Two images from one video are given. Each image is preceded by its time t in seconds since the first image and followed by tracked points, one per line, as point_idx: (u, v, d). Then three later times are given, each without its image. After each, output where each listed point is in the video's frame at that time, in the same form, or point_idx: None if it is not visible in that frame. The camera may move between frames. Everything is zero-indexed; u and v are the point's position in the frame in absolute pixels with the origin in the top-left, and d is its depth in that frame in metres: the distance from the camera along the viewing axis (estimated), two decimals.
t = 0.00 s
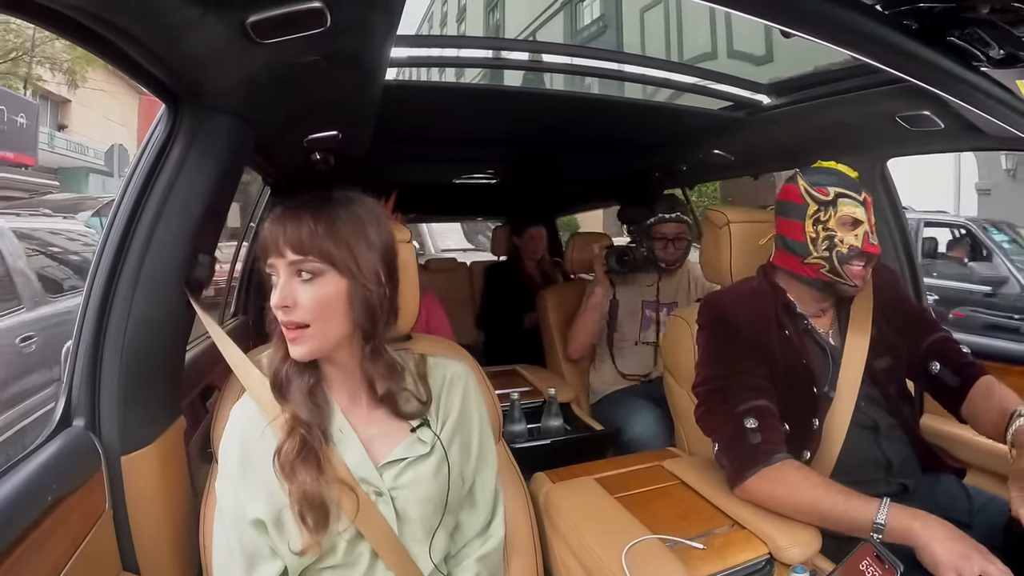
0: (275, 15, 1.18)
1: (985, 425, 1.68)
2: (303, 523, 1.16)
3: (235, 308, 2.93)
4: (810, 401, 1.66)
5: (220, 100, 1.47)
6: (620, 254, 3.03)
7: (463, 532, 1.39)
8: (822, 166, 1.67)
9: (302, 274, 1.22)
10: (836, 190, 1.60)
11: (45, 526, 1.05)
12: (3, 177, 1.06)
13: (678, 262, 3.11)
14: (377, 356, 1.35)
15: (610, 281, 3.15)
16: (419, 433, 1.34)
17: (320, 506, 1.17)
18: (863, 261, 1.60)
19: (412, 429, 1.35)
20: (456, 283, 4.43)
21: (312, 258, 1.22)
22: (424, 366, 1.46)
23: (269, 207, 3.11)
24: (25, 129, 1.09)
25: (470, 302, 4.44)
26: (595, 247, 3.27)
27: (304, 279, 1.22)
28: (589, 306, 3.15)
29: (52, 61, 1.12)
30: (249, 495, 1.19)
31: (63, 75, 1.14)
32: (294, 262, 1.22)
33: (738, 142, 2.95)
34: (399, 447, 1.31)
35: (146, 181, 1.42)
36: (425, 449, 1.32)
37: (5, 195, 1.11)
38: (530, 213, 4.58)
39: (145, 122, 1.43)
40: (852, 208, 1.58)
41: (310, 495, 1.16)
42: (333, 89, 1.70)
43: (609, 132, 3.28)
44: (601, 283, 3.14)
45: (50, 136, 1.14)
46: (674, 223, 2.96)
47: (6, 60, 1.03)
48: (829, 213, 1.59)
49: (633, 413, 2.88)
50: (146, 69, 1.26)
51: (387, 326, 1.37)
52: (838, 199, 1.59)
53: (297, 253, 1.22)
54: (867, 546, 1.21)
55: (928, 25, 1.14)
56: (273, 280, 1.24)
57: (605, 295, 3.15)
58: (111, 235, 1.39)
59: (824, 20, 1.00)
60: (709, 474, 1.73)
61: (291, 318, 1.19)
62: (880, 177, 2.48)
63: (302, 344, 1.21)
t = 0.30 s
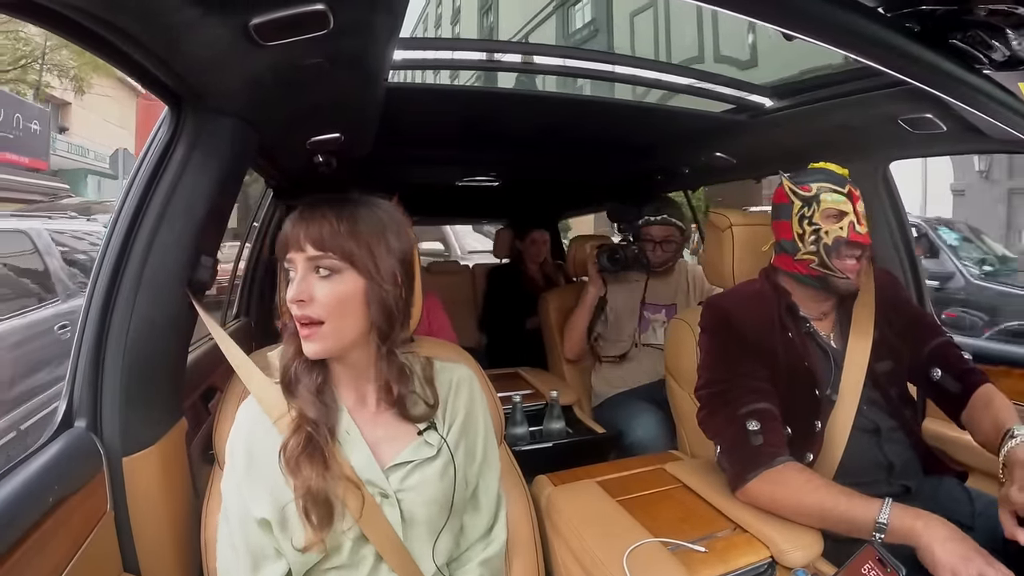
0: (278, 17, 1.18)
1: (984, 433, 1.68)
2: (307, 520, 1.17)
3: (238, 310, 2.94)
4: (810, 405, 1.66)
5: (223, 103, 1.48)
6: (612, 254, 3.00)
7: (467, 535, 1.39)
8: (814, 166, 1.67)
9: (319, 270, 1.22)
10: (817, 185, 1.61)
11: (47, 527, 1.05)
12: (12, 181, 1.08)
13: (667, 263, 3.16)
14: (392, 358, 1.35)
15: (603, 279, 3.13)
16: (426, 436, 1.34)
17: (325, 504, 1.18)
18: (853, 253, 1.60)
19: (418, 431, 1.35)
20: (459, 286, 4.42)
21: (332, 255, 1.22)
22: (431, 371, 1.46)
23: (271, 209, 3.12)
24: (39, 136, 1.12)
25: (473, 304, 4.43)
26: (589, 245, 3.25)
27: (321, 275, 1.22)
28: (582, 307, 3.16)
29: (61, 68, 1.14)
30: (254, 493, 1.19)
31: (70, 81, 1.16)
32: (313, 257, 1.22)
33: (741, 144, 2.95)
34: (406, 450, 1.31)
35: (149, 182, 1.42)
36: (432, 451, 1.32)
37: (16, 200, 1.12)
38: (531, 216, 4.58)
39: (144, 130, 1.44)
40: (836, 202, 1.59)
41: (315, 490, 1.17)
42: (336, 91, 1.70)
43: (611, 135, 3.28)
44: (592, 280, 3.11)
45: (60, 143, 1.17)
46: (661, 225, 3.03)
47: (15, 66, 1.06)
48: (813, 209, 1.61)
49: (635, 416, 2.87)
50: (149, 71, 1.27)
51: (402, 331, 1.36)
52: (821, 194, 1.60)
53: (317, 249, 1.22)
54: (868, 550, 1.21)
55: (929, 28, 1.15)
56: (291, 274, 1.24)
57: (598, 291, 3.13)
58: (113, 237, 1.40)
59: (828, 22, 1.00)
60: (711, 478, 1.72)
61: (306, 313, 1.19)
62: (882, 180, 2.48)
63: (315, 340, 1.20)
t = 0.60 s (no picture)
0: (280, 22, 1.19)
1: (982, 445, 1.66)
2: (318, 534, 1.16)
3: (242, 315, 2.95)
4: (813, 404, 1.65)
5: (226, 109, 1.49)
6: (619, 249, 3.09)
7: (473, 543, 1.39)
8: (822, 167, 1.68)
9: (337, 286, 1.22)
10: (812, 184, 1.63)
11: (51, 533, 1.06)
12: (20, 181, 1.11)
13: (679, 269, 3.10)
14: (407, 371, 1.36)
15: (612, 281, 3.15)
16: (435, 447, 1.34)
17: (336, 519, 1.17)
18: (844, 251, 1.60)
19: (427, 442, 1.35)
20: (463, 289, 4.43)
21: (350, 270, 1.22)
22: (439, 377, 1.45)
23: (275, 214, 3.13)
24: (53, 139, 1.17)
25: (477, 308, 4.42)
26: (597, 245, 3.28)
27: (339, 291, 1.22)
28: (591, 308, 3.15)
29: (68, 71, 1.15)
30: (263, 508, 1.18)
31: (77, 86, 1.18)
32: (330, 273, 1.22)
33: (743, 145, 2.95)
34: (415, 461, 1.30)
35: (153, 187, 1.43)
36: (441, 463, 1.32)
37: (27, 200, 1.16)
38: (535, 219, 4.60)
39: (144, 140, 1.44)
40: (830, 200, 1.59)
41: (326, 508, 1.15)
42: (338, 96, 1.71)
43: (613, 138, 3.29)
44: (602, 281, 3.13)
45: (70, 146, 1.20)
46: (670, 231, 2.99)
47: (25, 71, 1.08)
48: (807, 208, 1.63)
49: (641, 418, 2.86)
50: (153, 78, 1.28)
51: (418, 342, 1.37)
52: (816, 192, 1.62)
53: (335, 264, 1.22)
54: (874, 550, 1.20)
55: (930, 26, 1.10)
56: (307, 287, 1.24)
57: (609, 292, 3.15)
58: (117, 242, 1.40)
59: (826, 22, 1.02)
60: (716, 480, 1.71)
61: (323, 329, 1.19)
62: (885, 178, 2.49)
63: (329, 355, 1.21)
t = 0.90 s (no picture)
0: (282, 10, 1.17)
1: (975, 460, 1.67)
2: (320, 519, 1.17)
3: (242, 302, 2.95)
4: (822, 394, 1.64)
5: (228, 97, 1.48)
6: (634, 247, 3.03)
7: (474, 529, 1.40)
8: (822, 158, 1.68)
9: (326, 270, 1.21)
10: (808, 176, 1.63)
11: (50, 521, 1.06)
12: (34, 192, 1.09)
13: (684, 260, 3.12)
14: (405, 354, 1.34)
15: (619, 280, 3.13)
16: (439, 429, 1.35)
17: (338, 504, 1.18)
18: (840, 241, 1.61)
19: (431, 424, 1.36)
20: (463, 279, 4.43)
21: (338, 255, 1.22)
22: (441, 363, 1.45)
23: (275, 202, 3.12)
24: (65, 151, 1.15)
25: (478, 298, 4.45)
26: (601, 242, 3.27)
27: (327, 275, 1.21)
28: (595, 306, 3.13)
29: (75, 84, 1.15)
30: (265, 494, 1.18)
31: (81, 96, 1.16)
32: (319, 257, 1.21)
33: (747, 138, 2.95)
34: (419, 444, 1.31)
35: (153, 175, 1.42)
36: (446, 445, 1.33)
37: (38, 210, 1.14)
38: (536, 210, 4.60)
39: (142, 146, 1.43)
40: (825, 190, 1.59)
41: (326, 491, 1.16)
42: (339, 83, 1.69)
43: (615, 129, 3.28)
44: (608, 281, 3.11)
45: (79, 157, 1.20)
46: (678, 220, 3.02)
47: (35, 83, 1.07)
48: (803, 200, 1.63)
49: (639, 410, 2.87)
50: (155, 65, 1.27)
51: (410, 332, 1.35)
52: (811, 183, 1.62)
53: (323, 249, 1.22)
54: (871, 546, 1.21)
55: (935, 22, 1.11)
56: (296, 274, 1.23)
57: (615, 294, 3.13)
58: (117, 229, 1.39)
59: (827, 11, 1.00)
60: (714, 473, 1.72)
61: (315, 314, 1.19)
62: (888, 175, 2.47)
63: (322, 340, 1.21)
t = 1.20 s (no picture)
0: (283, 6, 1.17)
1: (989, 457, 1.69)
2: (320, 517, 1.17)
3: (243, 298, 2.96)
4: (839, 388, 1.62)
5: (229, 93, 1.48)
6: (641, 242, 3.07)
7: (473, 525, 1.40)
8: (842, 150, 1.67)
9: (357, 264, 1.22)
10: (828, 166, 1.62)
11: (51, 516, 1.06)
12: (39, 201, 1.10)
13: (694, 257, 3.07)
14: (406, 350, 1.38)
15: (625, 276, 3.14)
16: (438, 425, 1.35)
17: (338, 502, 1.18)
18: (857, 233, 1.59)
19: (431, 420, 1.36)
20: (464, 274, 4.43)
21: (370, 249, 1.23)
22: (440, 359, 1.46)
23: (276, 198, 3.12)
24: (71, 159, 1.17)
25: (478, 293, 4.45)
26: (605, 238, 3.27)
27: (359, 269, 1.22)
28: (600, 303, 3.15)
29: (78, 92, 1.12)
30: (265, 490, 1.19)
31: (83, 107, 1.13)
32: (351, 251, 1.22)
33: (748, 135, 2.95)
34: (419, 441, 1.31)
35: (155, 170, 1.42)
36: (445, 441, 1.33)
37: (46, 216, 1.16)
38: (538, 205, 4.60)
39: (133, 151, 1.42)
40: (844, 181, 1.57)
41: (326, 488, 1.16)
42: (340, 78, 1.68)
43: (616, 125, 3.28)
44: (613, 277, 3.12)
45: (85, 166, 1.23)
46: (685, 219, 2.99)
47: (38, 95, 1.05)
48: (821, 189, 1.61)
49: (640, 406, 2.87)
50: (157, 61, 1.27)
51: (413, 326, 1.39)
52: (830, 174, 1.60)
53: (355, 243, 1.23)
54: (871, 543, 1.21)
55: (940, 19, 1.10)
56: (322, 270, 1.23)
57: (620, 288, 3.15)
58: (119, 225, 1.39)
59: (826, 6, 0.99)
60: (714, 470, 1.73)
61: (343, 309, 1.19)
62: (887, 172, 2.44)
63: (349, 336, 1.20)
